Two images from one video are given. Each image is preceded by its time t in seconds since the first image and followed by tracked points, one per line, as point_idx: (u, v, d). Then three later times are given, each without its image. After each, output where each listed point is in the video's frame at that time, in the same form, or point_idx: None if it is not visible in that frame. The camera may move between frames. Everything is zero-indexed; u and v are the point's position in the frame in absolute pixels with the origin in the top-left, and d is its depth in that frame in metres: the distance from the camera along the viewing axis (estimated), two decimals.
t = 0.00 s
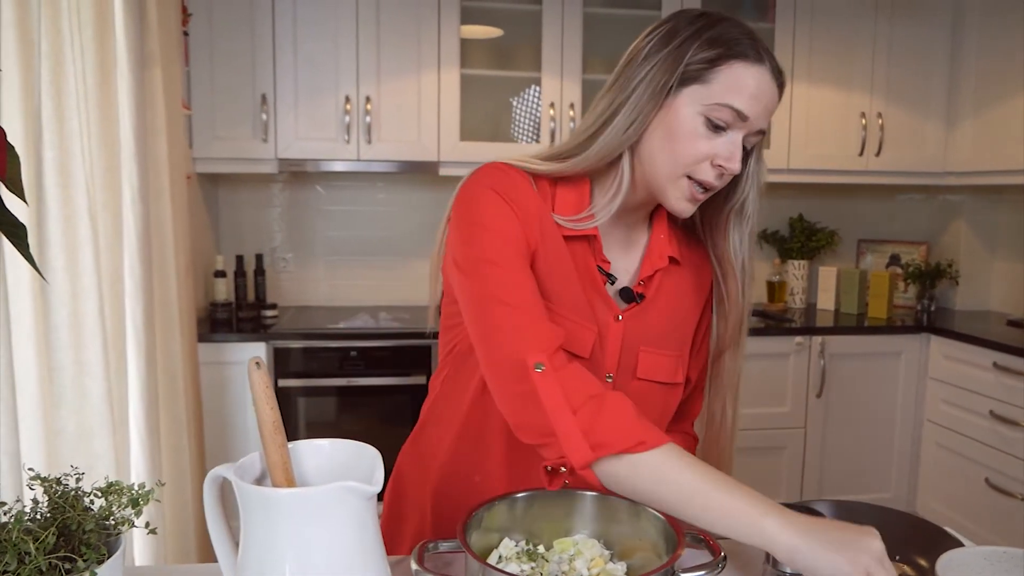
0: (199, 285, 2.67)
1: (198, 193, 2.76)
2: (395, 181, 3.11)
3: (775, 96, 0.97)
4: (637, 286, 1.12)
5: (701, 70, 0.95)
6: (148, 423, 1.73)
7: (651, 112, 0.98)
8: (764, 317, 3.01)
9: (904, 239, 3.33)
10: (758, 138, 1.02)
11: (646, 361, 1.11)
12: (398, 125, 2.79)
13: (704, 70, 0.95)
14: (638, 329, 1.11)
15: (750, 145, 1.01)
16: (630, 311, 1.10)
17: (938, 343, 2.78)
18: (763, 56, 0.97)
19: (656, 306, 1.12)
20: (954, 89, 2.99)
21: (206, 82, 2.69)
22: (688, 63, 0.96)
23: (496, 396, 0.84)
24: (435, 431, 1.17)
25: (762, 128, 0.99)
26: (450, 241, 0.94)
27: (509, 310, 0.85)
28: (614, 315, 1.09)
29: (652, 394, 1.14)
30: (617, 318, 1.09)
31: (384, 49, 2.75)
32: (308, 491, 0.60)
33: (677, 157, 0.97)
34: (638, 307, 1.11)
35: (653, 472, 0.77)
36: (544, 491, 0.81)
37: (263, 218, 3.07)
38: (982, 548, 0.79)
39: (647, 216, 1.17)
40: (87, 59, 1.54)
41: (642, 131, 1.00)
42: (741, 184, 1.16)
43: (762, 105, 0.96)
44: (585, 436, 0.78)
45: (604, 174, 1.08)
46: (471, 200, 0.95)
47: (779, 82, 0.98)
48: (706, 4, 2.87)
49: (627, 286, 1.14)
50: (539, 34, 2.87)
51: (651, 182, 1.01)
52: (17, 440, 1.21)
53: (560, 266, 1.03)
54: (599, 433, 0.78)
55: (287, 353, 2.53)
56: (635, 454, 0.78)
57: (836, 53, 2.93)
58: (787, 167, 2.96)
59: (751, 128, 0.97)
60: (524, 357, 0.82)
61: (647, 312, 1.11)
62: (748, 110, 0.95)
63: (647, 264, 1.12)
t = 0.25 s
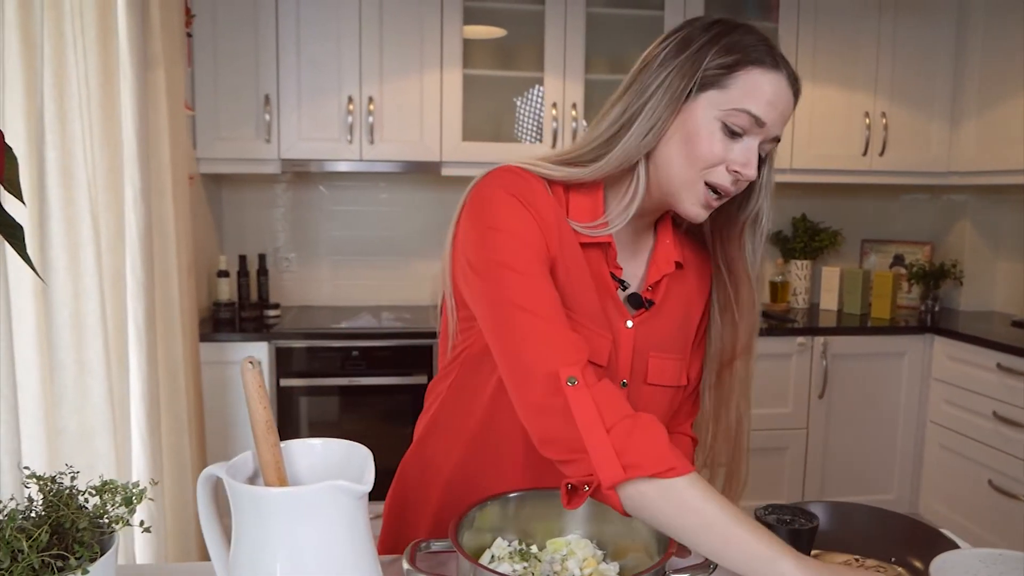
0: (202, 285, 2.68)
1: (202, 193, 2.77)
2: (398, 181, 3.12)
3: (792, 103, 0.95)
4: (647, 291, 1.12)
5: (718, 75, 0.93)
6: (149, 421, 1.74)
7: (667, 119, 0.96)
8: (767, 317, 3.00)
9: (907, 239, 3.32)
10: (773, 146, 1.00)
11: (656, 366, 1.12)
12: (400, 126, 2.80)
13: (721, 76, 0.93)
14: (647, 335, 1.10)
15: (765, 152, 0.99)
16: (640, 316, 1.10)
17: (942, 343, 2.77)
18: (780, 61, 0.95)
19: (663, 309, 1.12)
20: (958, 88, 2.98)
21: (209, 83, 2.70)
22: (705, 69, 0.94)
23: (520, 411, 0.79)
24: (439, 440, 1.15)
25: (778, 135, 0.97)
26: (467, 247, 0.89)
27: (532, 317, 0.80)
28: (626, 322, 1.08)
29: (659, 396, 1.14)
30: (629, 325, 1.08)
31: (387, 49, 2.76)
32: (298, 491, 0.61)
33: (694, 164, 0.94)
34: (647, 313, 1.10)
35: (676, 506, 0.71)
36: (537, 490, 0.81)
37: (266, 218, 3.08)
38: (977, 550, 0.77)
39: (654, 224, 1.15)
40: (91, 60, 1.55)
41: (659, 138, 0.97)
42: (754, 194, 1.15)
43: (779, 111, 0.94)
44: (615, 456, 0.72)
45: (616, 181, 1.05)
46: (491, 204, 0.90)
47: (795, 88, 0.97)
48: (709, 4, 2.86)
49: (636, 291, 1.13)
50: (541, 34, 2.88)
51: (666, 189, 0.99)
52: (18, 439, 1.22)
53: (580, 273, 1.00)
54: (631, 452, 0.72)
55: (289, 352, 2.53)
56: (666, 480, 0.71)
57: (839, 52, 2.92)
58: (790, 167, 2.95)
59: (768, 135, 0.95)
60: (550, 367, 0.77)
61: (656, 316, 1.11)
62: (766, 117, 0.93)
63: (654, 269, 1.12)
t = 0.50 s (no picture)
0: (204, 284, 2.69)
1: (205, 194, 2.78)
2: (400, 181, 3.12)
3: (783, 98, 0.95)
4: (642, 290, 1.12)
5: (708, 73, 0.93)
6: (150, 420, 1.75)
7: (659, 117, 0.96)
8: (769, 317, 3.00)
9: (910, 240, 3.32)
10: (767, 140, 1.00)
11: (654, 364, 1.12)
12: (402, 126, 2.80)
13: (711, 73, 0.93)
14: (643, 334, 1.11)
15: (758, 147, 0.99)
16: (636, 315, 1.10)
17: (945, 344, 2.76)
18: (771, 57, 0.95)
19: (659, 308, 1.13)
20: (961, 88, 2.97)
21: (213, 83, 2.70)
22: (696, 66, 0.94)
23: (508, 414, 0.80)
24: (439, 440, 1.16)
25: (770, 131, 0.97)
26: (459, 248, 0.89)
27: (519, 319, 0.81)
28: (621, 320, 1.08)
29: (657, 395, 1.14)
30: (623, 323, 1.08)
31: (390, 50, 2.76)
32: (288, 489, 0.61)
33: (686, 162, 0.95)
34: (643, 312, 1.11)
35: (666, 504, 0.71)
36: (530, 490, 0.81)
37: (269, 218, 3.09)
38: (972, 553, 0.77)
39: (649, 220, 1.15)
40: (93, 62, 1.56)
41: (652, 136, 0.97)
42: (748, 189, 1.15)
43: (771, 106, 0.94)
44: (601, 457, 0.73)
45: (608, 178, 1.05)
46: (484, 205, 0.91)
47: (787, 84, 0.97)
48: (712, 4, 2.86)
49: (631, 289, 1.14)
50: (543, 34, 2.88)
51: (659, 187, 0.99)
52: (19, 437, 1.23)
53: (573, 274, 1.01)
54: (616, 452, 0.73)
55: (291, 352, 2.54)
56: (652, 479, 0.72)
57: (842, 52, 2.92)
58: (792, 167, 2.95)
59: (760, 130, 0.95)
60: (539, 369, 0.77)
61: (652, 314, 1.12)
62: (757, 112, 0.93)
63: (650, 267, 1.12)
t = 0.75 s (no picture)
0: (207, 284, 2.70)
1: (208, 193, 2.79)
2: (403, 181, 3.13)
3: (757, 86, 0.95)
4: (631, 285, 1.12)
5: (678, 61, 0.94)
6: (152, 418, 1.77)
7: (632, 107, 0.97)
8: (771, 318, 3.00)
9: (914, 240, 3.30)
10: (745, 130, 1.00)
11: (644, 359, 1.11)
12: (405, 126, 2.81)
13: (681, 62, 0.94)
14: (632, 328, 1.10)
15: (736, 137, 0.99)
16: (624, 309, 1.09)
17: (948, 344, 2.75)
18: (744, 44, 0.95)
19: (649, 303, 1.12)
20: (965, 88, 2.96)
21: (216, 83, 2.71)
22: (666, 55, 0.95)
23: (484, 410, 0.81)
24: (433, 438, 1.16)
25: (745, 120, 0.96)
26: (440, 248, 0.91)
27: (494, 320, 0.81)
28: (608, 314, 1.08)
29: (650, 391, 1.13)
30: (611, 317, 1.08)
31: (392, 50, 2.77)
32: (282, 486, 0.61)
33: (659, 150, 0.95)
34: (631, 306, 1.10)
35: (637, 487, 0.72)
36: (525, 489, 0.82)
37: (272, 218, 3.09)
38: (968, 552, 0.77)
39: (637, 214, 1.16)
40: (94, 62, 1.57)
41: (626, 127, 0.98)
42: (728, 177, 1.16)
43: (743, 94, 0.94)
44: (565, 451, 0.74)
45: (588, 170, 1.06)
46: (463, 204, 0.93)
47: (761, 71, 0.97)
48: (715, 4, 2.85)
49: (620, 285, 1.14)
50: (545, 34, 2.88)
51: (636, 179, 1.00)
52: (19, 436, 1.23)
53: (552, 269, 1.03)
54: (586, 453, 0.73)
55: (293, 351, 2.54)
56: (616, 471, 0.73)
57: (845, 51, 2.91)
58: (795, 167, 2.94)
59: (733, 119, 0.95)
60: (508, 367, 0.79)
61: (641, 309, 1.11)
62: (727, 100, 0.93)
63: (639, 262, 1.12)
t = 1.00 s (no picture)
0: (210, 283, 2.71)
1: (211, 193, 2.79)
2: (405, 181, 3.13)
3: (707, 90, 0.99)
4: (605, 275, 1.15)
5: (627, 66, 1.01)
6: (152, 416, 1.77)
7: (586, 109, 1.06)
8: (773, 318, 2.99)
9: (917, 239, 3.30)
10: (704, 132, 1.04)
11: (613, 346, 1.12)
12: (407, 125, 2.81)
13: (629, 67, 1.01)
14: (602, 316, 1.12)
15: (694, 138, 1.04)
16: (593, 296, 1.12)
17: (950, 344, 2.75)
18: (697, 48, 0.99)
19: (621, 293, 1.13)
20: (968, 87, 2.95)
21: (219, 82, 2.72)
22: (617, 60, 1.03)
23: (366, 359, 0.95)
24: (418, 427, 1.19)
25: (698, 122, 1.01)
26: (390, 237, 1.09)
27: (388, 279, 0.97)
28: (575, 299, 1.11)
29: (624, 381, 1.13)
30: (578, 301, 1.11)
31: (394, 50, 2.77)
32: (276, 482, 0.62)
33: (609, 150, 1.03)
34: (601, 294, 1.12)
35: (479, 390, 0.83)
36: (519, 488, 0.82)
37: (275, 218, 3.10)
38: (963, 551, 0.77)
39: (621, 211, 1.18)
40: (96, 61, 1.57)
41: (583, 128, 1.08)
42: (704, 175, 1.16)
43: (688, 98, 0.98)
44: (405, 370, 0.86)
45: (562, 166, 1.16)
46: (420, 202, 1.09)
47: (718, 75, 1.00)
48: (717, 4, 2.85)
49: (595, 275, 1.16)
50: (547, 33, 2.88)
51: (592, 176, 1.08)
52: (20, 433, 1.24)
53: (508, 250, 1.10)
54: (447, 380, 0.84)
55: (295, 350, 2.55)
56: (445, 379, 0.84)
57: (848, 50, 2.90)
58: (797, 166, 2.94)
59: (680, 122, 1.00)
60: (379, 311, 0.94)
61: (612, 297, 1.13)
62: (668, 104, 0.98)
63: (618, 254, 1.15)
